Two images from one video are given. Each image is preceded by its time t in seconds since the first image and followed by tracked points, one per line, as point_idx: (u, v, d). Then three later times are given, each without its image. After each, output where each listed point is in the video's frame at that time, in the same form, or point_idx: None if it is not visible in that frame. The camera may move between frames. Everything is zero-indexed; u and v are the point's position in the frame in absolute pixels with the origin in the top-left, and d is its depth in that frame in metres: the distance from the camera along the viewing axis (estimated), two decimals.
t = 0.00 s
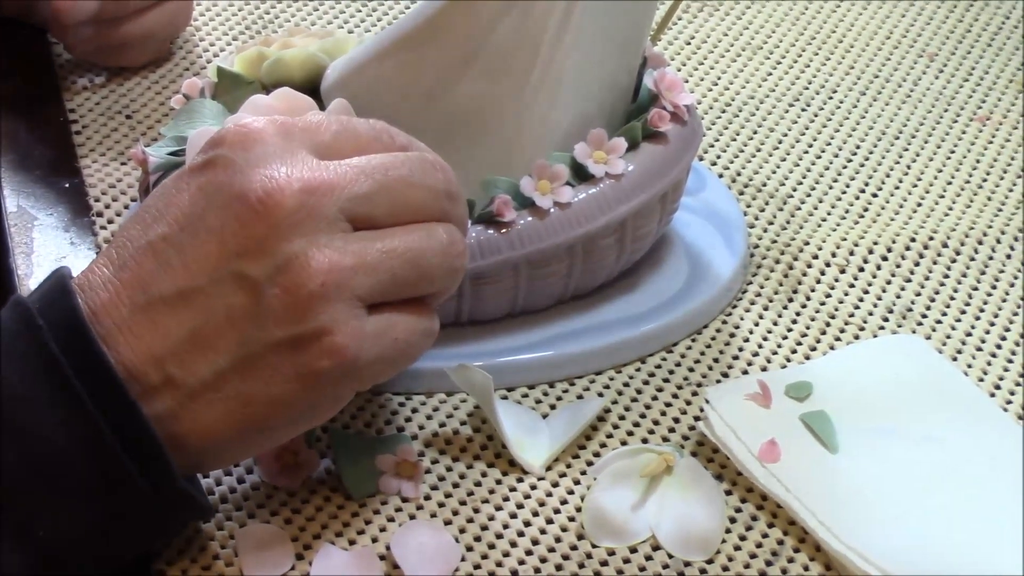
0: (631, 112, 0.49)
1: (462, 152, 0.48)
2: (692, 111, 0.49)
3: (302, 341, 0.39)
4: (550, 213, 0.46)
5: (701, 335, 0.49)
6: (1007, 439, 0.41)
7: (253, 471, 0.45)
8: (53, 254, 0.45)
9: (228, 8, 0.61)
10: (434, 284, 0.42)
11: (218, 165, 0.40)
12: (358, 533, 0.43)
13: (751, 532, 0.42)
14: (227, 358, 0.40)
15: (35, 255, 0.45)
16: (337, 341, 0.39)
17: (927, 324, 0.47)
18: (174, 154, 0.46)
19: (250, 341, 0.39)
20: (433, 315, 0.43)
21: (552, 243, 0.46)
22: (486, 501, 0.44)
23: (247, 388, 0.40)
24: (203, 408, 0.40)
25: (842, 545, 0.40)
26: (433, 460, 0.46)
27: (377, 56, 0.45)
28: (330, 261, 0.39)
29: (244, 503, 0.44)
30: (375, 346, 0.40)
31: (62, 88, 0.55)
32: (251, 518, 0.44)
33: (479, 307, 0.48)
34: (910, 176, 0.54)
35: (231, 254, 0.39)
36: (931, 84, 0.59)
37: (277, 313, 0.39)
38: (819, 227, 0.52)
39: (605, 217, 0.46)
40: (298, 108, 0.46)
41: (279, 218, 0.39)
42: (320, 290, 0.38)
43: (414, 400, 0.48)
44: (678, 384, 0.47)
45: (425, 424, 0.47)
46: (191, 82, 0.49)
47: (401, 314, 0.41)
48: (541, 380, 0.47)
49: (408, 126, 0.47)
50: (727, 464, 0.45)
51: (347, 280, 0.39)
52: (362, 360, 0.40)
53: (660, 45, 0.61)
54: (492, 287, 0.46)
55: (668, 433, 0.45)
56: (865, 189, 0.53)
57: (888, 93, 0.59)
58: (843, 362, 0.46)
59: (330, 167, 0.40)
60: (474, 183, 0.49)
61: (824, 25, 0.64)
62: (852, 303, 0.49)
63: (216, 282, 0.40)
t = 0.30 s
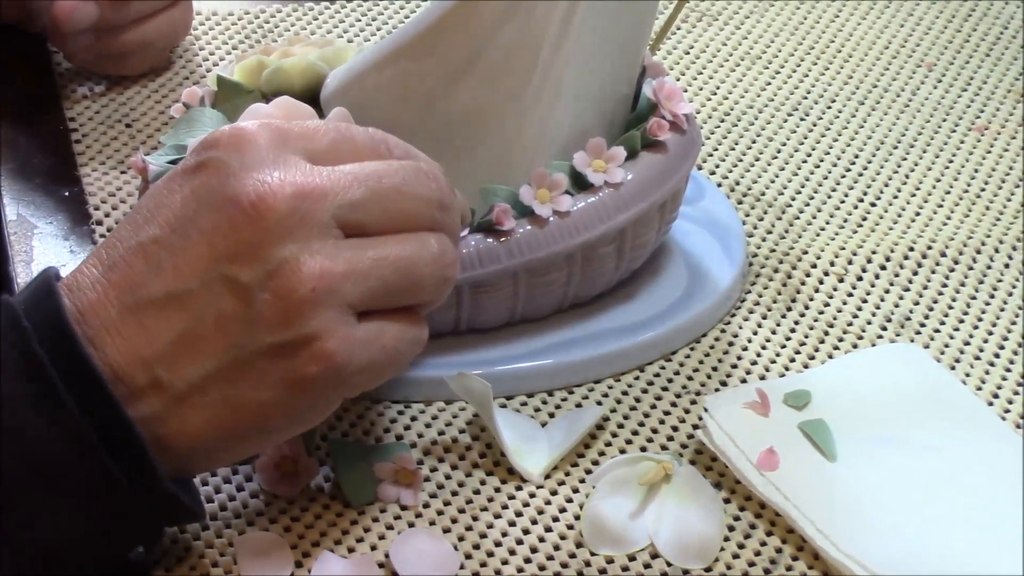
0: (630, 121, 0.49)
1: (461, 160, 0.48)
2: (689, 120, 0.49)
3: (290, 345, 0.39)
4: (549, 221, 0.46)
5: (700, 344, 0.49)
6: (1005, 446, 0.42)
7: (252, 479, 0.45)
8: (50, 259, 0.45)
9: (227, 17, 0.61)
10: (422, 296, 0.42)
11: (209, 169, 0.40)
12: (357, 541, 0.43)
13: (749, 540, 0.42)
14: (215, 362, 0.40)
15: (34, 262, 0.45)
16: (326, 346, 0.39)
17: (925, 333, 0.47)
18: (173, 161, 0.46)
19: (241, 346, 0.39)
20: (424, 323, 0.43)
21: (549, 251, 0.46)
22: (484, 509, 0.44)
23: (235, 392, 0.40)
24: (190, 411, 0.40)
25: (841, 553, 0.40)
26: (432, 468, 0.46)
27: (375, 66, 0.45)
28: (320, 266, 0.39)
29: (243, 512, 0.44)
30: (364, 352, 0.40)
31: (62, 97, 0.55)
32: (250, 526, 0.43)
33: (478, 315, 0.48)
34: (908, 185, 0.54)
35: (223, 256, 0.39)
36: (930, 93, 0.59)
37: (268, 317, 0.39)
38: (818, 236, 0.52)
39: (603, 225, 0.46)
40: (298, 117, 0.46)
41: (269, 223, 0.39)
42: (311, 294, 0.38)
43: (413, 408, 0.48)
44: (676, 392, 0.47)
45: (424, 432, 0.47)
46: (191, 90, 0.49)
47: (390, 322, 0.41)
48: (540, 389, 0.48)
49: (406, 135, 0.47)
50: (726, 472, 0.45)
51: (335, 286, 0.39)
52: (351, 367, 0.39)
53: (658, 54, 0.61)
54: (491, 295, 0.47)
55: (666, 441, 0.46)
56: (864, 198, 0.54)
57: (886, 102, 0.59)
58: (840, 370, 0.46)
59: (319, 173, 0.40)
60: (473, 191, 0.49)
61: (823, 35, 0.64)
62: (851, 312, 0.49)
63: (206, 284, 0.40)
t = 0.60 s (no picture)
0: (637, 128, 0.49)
1: (469, 167, 0.48)
2: (695, 128, 0.49)
3: (129, 454, 0.29)
4: (556, 229, 0.46)
5: (706, 351, 0.49)
6: (1011, 452, 0.42)
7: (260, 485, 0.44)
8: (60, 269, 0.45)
9: (235, 24, 0.62)
10: (315, 369, 0.31)
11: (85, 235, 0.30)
12: (364, 546, 0.43)
13: (756, 547, 0.43)
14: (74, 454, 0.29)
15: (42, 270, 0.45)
16: (171, 443, 0.29)
17: (932, 341, 0.47)
18: (181, 168, 0.46)
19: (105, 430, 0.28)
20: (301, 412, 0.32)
21: (556, 259, 0.46)
22: (491, 515, 0.44)
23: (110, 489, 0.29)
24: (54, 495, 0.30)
25: (848, 560, 0.40)
26: (439, 474, 0.45)
27: (385, 72, 0.46)
28: (173, 363, 0.28)
29: (251, 516, 0.43)
30: (227, 446, 0.30)
31: (70, 103, 0.56)
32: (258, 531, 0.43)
33: (485, 322, 0.47)
34: (915, 193, 0.54)
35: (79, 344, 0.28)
36: (936, 102, 0.60)
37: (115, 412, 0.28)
38: (824, 244, 0.52)
39: (610, 233, 0.46)
40: (306, 124, 0.47)
41: (132, 309, 0.28)
42: (164, 392, 0.28)
43: (420, 415, 0.47)
44: (683, 400, 0.47)
45: (431, 439, 0.47)
46: (199, 98, 0.49)
47: (266, 411, 0.31)
48: (547, 396, 0.47)
49: (413, 143, 0.47)
50: (732, 479, 0.45)
51: (187, 382, 0.28)
52: (212, 464, 0.30)
53: (664, 62, 0.61)
54: (497, 302, 0.47)
55: (673, 449, 0.46)
56: (870, 207, 0.54)
57: (893, 111, 0.59)
58: (846, 379, 0.46)
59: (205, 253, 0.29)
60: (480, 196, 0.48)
61: (830, 43, 0.64)
62: (857, 320, 0.49)
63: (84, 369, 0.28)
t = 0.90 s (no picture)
0: (659, 140, 0.49)
1: (490, 178, 0.48)
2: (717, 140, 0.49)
3: None
4: (578, 240, 0.46)
5: (727, 363, 0.49)
6: None
7: (280, 495, 0.44)
8: (83, 277, 0.50)
9: (257, 35, 0.65)
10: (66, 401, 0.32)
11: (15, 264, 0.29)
12: (384, 557, 0.42)
13: (776, 560, 0.42)
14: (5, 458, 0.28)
15: (64, 278, 0.49)
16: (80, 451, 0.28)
17: (953, 354, 0.48)
18: (204, 180, 0.48)
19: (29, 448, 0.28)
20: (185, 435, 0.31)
21: (578, 270, 0.46)
22: (512, 526, 0.44)
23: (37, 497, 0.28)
24: None
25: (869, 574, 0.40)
26: (459, 485, 0.45)
27: (405, 84, 0.46)
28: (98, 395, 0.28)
29: (273, 526, 0.43)
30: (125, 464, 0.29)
31: (94, 114, 0.58)
32: (279, 541, 0.42)
33: (505, 333, 0.47)
34: (935, 207, 0.55)
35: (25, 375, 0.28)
36: (957, 117, 0.60)
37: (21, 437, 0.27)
38: (845, 256, 0.52)
39: (632, 244, 0.46)
40: (329, 135, 0.47)
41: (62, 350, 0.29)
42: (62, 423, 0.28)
43: (440, 426, 0.47)
44: (704, 412, 0.47)
45: (451, 450, 0.46)
46: (222, 109, 0.49)
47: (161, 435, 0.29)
48: (568, 407, 0.47)
49: (435, 154, 0.48)
50: (752, 492, 0.45)
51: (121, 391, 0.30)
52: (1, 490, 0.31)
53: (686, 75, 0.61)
54: (518, 313, 0.47)
55: (693, 461, 0.46)
56: (891, 220, 0.54)
57: (914, 124, 0.60)
58: (867, 392, 0.46)
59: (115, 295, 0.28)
60: (502, 207, 0.49)
61: (851, 56, 0.64)
62: (879, 332, 0.49)
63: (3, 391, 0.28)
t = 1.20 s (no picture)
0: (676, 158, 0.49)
1: (508, 195, 0.48)
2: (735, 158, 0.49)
3: None
4: (595, 258, 0.46)
5: (744, 382, 0.49)
6: None
7: (297, 511, 0.44)
8: (101, 293, 0.50)
9: (276, 53, 0.66)
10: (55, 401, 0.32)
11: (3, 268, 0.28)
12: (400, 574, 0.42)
13: None
14: None
15: (83, 294, 0.50)
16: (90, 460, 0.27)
17: (970, 373, 0.48)
18: (222, 197, 0.48)
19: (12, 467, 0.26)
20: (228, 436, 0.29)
21: (595, 288, 0.46)
22: (528, 543, 0.44)
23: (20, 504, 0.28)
24: None
25: None
26: (475, 503, 0.45)
27: (423, 101, 0.47)
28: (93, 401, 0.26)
29: (290, 543, 0.43)
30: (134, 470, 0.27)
31: (112, 131, 0.59)
32: (295, 558, 0.42)
33: (523, 350, 0.47)
34: (953, 226, 0.55)
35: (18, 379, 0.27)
36: (975, 136, 0.61)
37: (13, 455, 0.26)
38: (862, 275, 0.53)
39: (649, 262, 0.46)
40: (347, 152, 0.47)
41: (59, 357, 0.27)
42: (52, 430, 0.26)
43: (457, 443, 0.47)
44: (720, 430, 0.47)
45: (468, 467, 0.46)
46: (240, 126, 0.49)
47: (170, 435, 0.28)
48: (585, 425, 0.47)
49: (454, 172, 0.48)
50: (769, 510, 0.45)
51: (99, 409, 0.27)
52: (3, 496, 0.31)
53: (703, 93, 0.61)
54: (535, 331, 0.47)
55: (710, 479, 0.46)
56: (908, 239, 0.54)
57: (931, 144, 0.60)
58: (884, 412, 0.46)
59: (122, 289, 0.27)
60: (519, 224, 0.49)
61: (869, 76, 0.65)
62: (895, 351, 0.49)
63: None
